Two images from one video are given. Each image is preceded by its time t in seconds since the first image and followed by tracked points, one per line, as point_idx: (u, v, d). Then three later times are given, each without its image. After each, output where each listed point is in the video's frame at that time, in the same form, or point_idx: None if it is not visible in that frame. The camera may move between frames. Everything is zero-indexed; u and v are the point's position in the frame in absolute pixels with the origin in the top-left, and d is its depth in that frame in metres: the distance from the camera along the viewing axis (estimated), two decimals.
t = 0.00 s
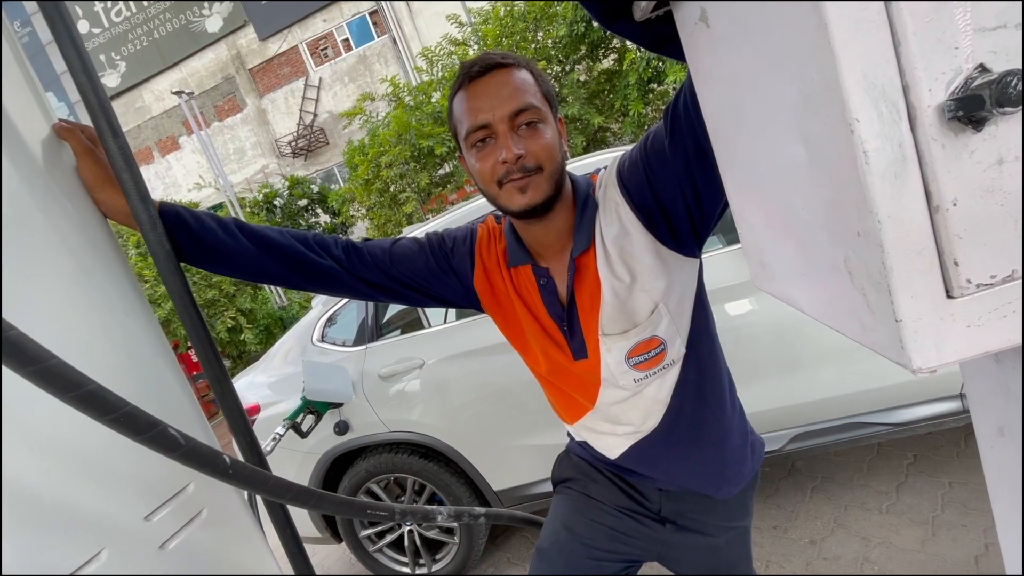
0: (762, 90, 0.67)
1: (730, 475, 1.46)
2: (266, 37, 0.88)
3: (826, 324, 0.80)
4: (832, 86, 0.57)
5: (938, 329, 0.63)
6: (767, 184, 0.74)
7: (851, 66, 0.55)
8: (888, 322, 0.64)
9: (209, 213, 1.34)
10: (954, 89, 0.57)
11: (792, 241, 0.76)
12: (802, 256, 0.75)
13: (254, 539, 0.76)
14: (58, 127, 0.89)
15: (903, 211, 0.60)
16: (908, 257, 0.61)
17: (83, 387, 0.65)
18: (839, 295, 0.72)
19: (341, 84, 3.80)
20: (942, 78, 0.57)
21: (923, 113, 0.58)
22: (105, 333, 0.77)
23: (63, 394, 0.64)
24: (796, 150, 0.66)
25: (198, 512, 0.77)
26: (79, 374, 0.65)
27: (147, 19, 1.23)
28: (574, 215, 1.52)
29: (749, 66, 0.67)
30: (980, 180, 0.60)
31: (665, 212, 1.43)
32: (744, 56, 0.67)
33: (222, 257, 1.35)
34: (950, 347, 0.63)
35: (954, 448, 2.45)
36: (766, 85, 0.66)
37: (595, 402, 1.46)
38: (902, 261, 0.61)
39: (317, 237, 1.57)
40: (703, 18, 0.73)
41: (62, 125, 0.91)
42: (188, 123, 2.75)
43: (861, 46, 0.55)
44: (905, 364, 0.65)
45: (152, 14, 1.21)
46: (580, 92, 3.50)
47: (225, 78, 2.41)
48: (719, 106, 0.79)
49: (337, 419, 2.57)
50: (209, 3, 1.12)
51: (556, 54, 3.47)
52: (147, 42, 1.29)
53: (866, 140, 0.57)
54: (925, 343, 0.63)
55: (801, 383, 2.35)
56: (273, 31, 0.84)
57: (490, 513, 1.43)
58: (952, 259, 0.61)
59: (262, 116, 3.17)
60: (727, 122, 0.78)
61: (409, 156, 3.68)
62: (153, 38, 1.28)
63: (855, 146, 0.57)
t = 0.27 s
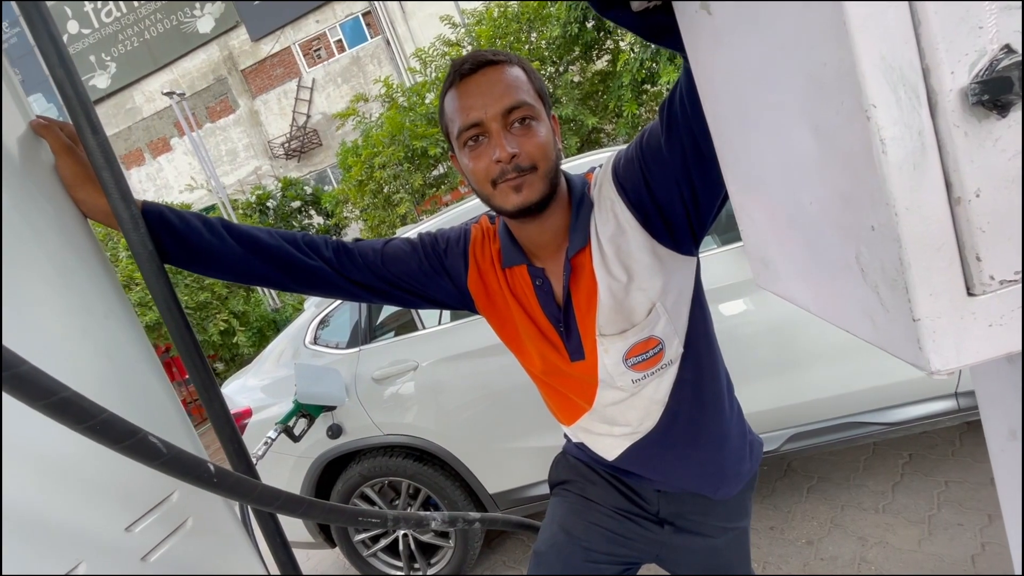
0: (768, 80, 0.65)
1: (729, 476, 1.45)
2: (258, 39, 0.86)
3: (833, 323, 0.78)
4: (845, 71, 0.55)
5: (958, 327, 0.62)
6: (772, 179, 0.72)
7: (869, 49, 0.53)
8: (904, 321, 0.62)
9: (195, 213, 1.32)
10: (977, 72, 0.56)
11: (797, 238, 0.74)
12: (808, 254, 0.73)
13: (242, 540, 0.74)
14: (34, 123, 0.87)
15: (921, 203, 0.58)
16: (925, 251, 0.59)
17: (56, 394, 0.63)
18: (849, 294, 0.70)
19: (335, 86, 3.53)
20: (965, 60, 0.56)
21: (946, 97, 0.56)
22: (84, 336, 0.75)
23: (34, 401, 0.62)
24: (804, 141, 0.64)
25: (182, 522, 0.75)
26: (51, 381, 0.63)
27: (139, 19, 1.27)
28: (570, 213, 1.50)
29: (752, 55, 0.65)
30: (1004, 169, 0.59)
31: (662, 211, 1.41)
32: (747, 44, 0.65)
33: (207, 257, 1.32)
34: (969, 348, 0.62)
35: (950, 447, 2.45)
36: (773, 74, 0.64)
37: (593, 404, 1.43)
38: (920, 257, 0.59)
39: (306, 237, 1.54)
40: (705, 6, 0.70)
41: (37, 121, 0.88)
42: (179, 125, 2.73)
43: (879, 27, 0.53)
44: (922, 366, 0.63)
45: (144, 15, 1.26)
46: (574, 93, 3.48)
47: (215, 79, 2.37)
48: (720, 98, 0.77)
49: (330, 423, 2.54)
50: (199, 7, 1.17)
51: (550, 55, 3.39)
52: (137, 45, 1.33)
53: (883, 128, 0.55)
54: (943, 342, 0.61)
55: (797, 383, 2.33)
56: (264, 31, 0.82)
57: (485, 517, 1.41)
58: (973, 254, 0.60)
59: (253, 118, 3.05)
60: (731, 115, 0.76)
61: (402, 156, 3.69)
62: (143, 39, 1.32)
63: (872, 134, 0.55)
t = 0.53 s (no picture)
0: (770, 73, 0.64)
1: (727, 473, 1.44)
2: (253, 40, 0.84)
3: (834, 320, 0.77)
4: (850, 63, 0.54)
5: (963, 322, 0.61)
6: (774, 174, 0.72)
7: (872, 41, 0.53)
8: (908, 317, 0.62)
9: (190, 212, 1.31)
10: (983, 64, 0.55)
11: (799, 234, 0.73)
12: (810, 250, 0.73)
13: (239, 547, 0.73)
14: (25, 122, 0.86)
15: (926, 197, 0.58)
16: (930, 247, 0.59)
17: (48, 395, 0.62)
18: (852, 290, 0.69)
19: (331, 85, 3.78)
20: (971, 52, 0.55)
21: (951, 90, 0.56)
22: (78, 336, 0.74)
23: (27, 403, 0.61)
24: (807, 136, 0.64)
25: (177, 524, 0.75)
26: (43, 383, 0.62)
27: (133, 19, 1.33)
28: (566, 210, 1.49)
29: (754, 49, 0.64)
30: (1007, 163, 0.58)
31: (656, 208, 1.41)
32: (748, 38, 0.64)
33: (204, 256, 1.31)
34: (974, 345, 0.62)
35: (946, 445, 2.45)
36: (775, 68, 0.63)
37: (591, 403, 1.43)
38: (924, 251, 0.59)
39: (303, 237, 1.54)
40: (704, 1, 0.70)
41: (32, 120, 0.89)
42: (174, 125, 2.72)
43: (883, 20, 0.53)
44: (926, 363, 0.63)
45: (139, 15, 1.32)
46: (569, 94, 3.48)
47: (211, 79, 2.35)
48: (720, 93, 0.76)
49: (327, 424, 2.53)
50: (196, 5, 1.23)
51: (546, 55, 3.41)
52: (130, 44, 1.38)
53: (887, 120, 0.55)
54: (947, 338, 0.61)
55: (795, 382, 2.33)
56: (260, 31, 0.81)
57: (483, 518, 1.40)
58: (978, 249, 0.59)
59: (249, 116, 3.28)
60: (731, 111, 0.75)
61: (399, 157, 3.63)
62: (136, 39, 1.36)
63: (876, 128, 0.55)
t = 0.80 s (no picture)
0: (766, 72, 0.64)
1: (723, 473, 1.44)
2: (249, 40, 0.84)
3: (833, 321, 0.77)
4: (847, 62, 0.54)
5: (961, 322, 0.61)
6: (771, 174, 0.72)
7: (870, 40, 0.52)
8: (906, 317, 0.62)
9: (185, 214, 1.31)
10: (980, 61, 0.55)
11: (796, 234, 0.73)
12: (807, 249, 0.72)
13: (235, 547, 0.73)
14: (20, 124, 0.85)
15: (924, 196, 0.57)
16: (928, 246, 0.58)
17: (41, 398, 0.62)
18: (849, 289, 0.69)
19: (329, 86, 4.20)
20: (968, 50, 0.55)
21: (948, 88, 0.56)
22: (71, 339, 0.74)
23: (19, 405, 0.60)
24: (804, 134, 0.63)
25: (172, 527, 0.74)
26: (36, 385, 0.62)
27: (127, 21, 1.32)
28: (562, 212, 1.49)
29: (750, 48, 0.64)
30: (1005, 162, 0.58)
31: (653, 209, 1.40)
32: (744, 36, 0.64)
33: (199, 259, 1.31)
34: (972, 345, 0.61)
35: (943, 445, 2.45)
36: (772, 67, 0.63)
37: (587, 403, 1.43)
38: (922, 251, 0.58)
39: (300, 238, 1.53)
40: None
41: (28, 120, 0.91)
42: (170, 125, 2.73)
43: (881, 18, 0.52)
44: (924, 363, 0.63)
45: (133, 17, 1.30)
46: (568, 94, 3.42)
47: (207, 80, 2.34)
48: (717, 92, 0.76)
49: (324, 425, 2.53)
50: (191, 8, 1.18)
51: (544, 55, 3.51)
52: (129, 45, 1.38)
53: (884, 118, 0.54)
54: (945, 338, 0.61)
55: (793, 382, 2.33)
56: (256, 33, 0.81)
57: (481, 519, 1.39)
58: (977, 249, 0.59)
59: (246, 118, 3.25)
60: (728, 110, 0.75)
61: (397, 157, 3.63)
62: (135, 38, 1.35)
63: (874, 127, 0.55)
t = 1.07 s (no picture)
0: (771, 71, 0.63)
1: (723, 474, 1.44)
2: (250, 41, 0.84)
3: (837, 322, 0.77)
4: (854, 59, 0.54)
5: (969, 323, 0.61)
6: (775, 175, 0.71)
7: (878, 36, 0.52)
8: (915, 318, 0.61)
9: (183, 220, 1.30)
10: (991, 58, 0.55)
11: (801, 234, 0.72)
12: (812, 250, 0.72)
13: (234, 549, 0.72)
14: (18, 124, 0.84)
15: (933, 195, 0.57)
16: (936, 246, 0.58)
17: (35, 401, 0.61)
18: (855, 290, 0.69)
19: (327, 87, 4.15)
20: (978, 46, 0.54)
21: (958, 85, 0.55)
22: (68, 342, 0.73)
23: (15, 408, 0.60)
24: (809, 134, 0.63)
25: (170, 530, 0.73)
26: (32, 388, 0.61)
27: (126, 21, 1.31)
28: (560, 219, 1.48)
29: (755, 46, 0.63)
30: (1015, 161, 0.58)
31: (652, 212, 1.40)
32: (748, 35, 0.64)
33: (195, 266, 1.30)
34: (981, 347, 0.61)
35: (943, 445, 2.45)
36: (777, 66, 0.62)
37: (587, 407, 1.42)
38: (930, 251, 0.58)
39: (291, 251, 1.53)
40: None
41: (26, 122, 0.92)
42: (168, 125, 2.73)
43: (888, 15, 0.52)
44: (932, 365, 0.62)
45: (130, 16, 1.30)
46: (567, 94, 3.49)
47: (205, 80, 2.33)
48: (721, 92, 0.75)
49: (323, 426, 2.52)
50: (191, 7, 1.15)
51: (543, 56, 3.46)
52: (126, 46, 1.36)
53: (892, 116, 0.54)
54: (953, 340, 0.60)
55: (793, 383, 2.32)
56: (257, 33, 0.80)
57: (481, 522, 1.39)
58: (987, 249, 0.59)
59: (246, 119, 3.15)
60: (732, 109, 0.74)
61: (395, 158, 3.59)
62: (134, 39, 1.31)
63: (882, 125, 0.54)
